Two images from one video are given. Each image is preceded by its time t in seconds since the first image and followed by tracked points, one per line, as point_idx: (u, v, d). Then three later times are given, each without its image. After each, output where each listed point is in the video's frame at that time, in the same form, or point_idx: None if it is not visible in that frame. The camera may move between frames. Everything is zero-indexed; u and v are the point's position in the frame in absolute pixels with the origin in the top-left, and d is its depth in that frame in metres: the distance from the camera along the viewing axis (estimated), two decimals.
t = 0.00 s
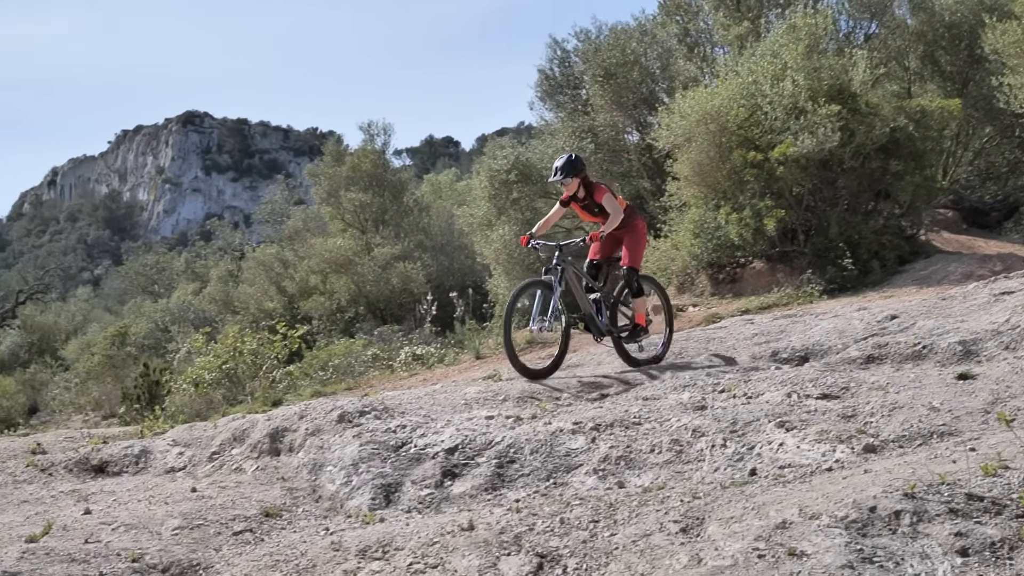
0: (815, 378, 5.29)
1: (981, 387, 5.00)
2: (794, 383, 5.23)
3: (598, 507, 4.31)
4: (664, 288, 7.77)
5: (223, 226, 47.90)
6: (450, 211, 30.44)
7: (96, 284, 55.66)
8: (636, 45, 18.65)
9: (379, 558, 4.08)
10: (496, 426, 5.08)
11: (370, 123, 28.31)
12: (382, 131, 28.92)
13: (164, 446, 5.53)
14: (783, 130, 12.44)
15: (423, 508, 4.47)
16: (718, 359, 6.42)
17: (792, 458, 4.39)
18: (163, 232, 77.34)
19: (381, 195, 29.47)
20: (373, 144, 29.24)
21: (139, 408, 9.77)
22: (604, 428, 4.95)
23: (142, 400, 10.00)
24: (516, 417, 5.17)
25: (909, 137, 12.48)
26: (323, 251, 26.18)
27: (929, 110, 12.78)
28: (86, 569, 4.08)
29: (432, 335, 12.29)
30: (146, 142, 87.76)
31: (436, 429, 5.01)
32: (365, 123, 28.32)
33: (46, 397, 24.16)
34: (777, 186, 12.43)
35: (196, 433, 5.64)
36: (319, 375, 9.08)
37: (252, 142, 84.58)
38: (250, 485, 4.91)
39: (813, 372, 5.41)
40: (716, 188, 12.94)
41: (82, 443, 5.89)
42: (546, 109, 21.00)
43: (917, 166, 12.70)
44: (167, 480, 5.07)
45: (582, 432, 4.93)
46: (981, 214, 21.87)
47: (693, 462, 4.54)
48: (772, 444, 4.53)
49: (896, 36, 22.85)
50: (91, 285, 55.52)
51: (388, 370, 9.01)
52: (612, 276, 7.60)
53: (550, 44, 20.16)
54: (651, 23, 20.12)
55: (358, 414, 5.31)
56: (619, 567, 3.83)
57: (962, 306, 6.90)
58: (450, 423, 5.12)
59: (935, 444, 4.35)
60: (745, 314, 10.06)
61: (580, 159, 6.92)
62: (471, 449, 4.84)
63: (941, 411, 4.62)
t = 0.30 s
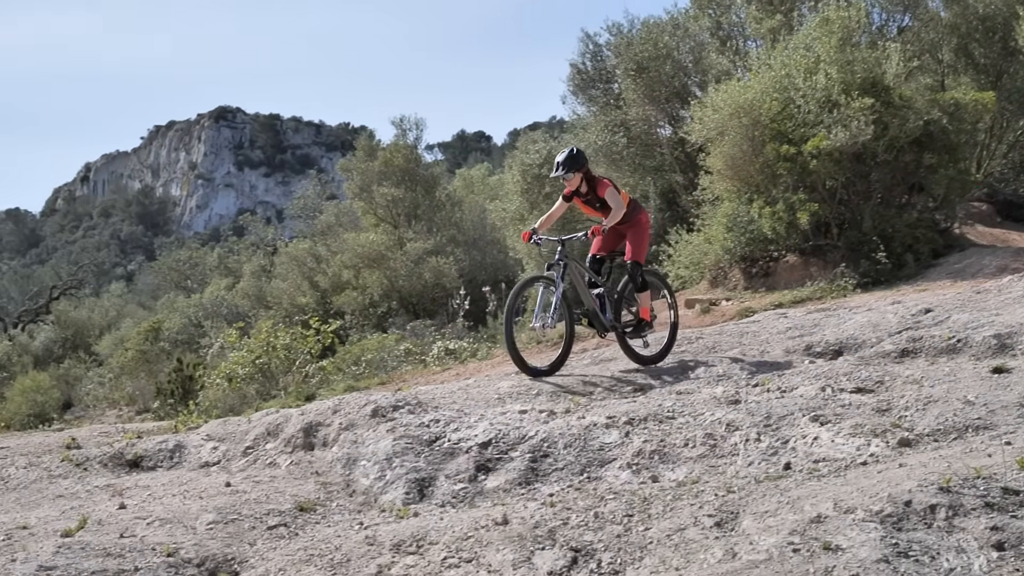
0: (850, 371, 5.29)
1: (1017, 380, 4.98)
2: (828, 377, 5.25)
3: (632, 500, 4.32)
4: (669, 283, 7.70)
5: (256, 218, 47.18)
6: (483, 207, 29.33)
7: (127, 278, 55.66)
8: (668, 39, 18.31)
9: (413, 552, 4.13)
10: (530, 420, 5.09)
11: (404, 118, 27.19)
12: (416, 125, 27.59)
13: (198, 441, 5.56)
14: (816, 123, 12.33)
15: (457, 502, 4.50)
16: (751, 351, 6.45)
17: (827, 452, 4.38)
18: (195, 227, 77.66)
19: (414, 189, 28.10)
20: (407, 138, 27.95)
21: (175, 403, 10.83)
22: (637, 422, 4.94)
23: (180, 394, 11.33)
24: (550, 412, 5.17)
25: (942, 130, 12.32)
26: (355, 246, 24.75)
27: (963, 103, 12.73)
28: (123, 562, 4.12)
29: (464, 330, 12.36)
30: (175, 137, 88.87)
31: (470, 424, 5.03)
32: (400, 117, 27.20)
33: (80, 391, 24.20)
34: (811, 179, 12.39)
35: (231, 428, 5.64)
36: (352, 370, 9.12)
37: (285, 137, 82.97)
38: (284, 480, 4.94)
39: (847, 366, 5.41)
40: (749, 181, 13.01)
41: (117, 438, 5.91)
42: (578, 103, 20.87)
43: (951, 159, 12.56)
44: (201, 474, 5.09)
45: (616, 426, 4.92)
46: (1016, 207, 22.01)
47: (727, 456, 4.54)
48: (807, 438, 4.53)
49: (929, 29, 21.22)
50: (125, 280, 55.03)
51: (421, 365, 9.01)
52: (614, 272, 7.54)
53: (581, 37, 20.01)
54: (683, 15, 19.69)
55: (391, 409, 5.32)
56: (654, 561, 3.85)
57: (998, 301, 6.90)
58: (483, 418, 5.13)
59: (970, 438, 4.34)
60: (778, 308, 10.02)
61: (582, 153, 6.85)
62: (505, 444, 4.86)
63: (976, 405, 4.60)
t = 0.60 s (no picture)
0: (886, 368, 5.28)
1: None
2: (863, 373, 5.24)
3: (667, 497, 4.33)
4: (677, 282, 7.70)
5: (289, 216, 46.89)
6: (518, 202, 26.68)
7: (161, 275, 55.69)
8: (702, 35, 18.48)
9: (448, 549, 4.16)
10: (564, 417, 5.09)
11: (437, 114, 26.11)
12: (448, 122, 26.32)
13: (232, 438, 5.58)
14: (850, 119, 12.36)
15: (491, 499, 4.52)
16: (785, 347, 6.50)
17: (862, 449, 4.37)
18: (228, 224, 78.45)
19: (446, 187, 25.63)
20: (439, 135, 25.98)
21: (208, 401, 11.22)
22: (671, 419, 4.93)
23: (213, 391, 11.56)
24: (584, 408, 5.17)
25: (977, 125, 12.33)
26: (388, 242, 23.52)
27: (997, 99, 12.75)
28: (160, 559, 4.16)
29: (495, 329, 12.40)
30: (210, 135, 90.22)
31: (504, 421, 5.04)
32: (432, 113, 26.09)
33: (114, 389, 24.31)
34: (846, 176, 12.38)
35: (266, 425, 5.65)
36: (386, 368, 9.16)
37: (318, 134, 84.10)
38: (318, 477, 4.96)
39: (882, 362, 5.41)
40: (783, 177, 12.93)
41: (151, 435, 5.90)
42: (611, 99, 20.85)
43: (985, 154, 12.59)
44: (236, 471, 5.11)
45: (650, 423, 4.92)
46: None
47: (762, 453, 4.53)
48: (842, 434, 4.52)
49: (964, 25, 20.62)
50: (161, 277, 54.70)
51: (453, 363, 8.94)
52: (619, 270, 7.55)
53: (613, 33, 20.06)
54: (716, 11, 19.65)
55: (425, 405, 5.35)
56: (689, 558, 3.86)
57: None
58: (517, 415, 5.14)
59: (1006, 434, 4.31)
60: (813, 304, 9.97)
61: (584, 153, 6.88)
62: (539, 441, 4.86)
63: (1013, 401, 4.56)
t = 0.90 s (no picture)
0: (921, 363, 5.27)
1: None
2: (898, 368, 5.23)
3: (702, 493, 4.33)
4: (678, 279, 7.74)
5: (322, 213, 47.05)
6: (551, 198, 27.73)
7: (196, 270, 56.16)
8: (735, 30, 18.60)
9: (483, 545, 4.19)
10: (599, 413, 5.11)
11: (469, 110, 26.60)
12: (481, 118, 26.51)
13: (267, 434, 5.62)
14: (885, 114, 12.24)
15: (526, 495, 4.53)
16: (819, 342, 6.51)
17: (898, 444, 4.35)
18: (262, 220, 78.64)
19: (480, 183, 26.83)
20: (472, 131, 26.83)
21: (243, 397, 11.53)
22: (706, 415, 4.93)
23: (247, 389, 11.89)
24: (618, 404, 5.18)
25: (1013, 119, 12.48)
26: (421, 239, 23.70)
27: None
28: (195, 555, 4.19)
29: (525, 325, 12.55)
30: (243, 133, 91.59)
31: (538, 417, 5.06)
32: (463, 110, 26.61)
33: (149, 385, 24.82)
34: (880, 171, 12.37)
35: (300, 421, 5.69)
36: (421, 362, 9.37)
37: (353, 133, 85.18)
38: (353, 473, 5.00)
39: (917, 357, 5.40)
40: (816, 173, 12.94)
41: (185, 432, 5.97)
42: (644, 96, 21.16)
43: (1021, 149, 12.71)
44: (272, 467, 5.16)
45: (685, 418, 4.92)
46: None
47: (797, 448, 4.53)
48: (877, 430, 4.50)
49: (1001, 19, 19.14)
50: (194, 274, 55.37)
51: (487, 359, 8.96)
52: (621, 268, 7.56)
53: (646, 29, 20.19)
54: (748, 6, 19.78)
55: (459, 402, 5.36)
56: (725, 553, 3.86)
57: None
58: (552, 411, 5.16)
59: None
60: (847, 300, 9.91)
61: (585, 153, 6.86)
62: (574, 437, 4.88)
63: None
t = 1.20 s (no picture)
0: (960, 356, 5.26)
1: None
2: (937, 361, 5.22)
3: (739, 486, 4.34)
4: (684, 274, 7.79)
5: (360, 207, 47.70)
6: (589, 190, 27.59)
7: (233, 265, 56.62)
8: (771, 22, 18.34)
9: (520, 539, 4.22)
10: (636, 407, 5.13)
11: (504, 104, 26.88)
12: (517, 112, 26.77)
13: (304, 428, 5.68)
14: (921, 106, 12.25)
15: (563, 488, 4.55)
16: (857, 336, 6.47)
17: (936, 437, 4.33)
18: (296, 216, 78.88)
19: (515, 176, 27.37)
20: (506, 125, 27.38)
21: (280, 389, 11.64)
22: (744, 408, 4.93)
23: (284, 380, 11.96)
24: (655, 398, 5.20)
25: None
26: (458, 233, 23.94)
27: None
28: (234, 548, 4.22)
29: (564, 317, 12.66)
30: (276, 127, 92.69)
31: (575, 410, 5.09)
32: (499, 104, 26.86)
33: (187, 379, 25.25)
34: (917, 163, 12.35)
35: (336, 415, 5.75)
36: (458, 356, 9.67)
37: (387, 125, 83.90)
38: (390, 467, 5.07)
39: (955, 351, 5.38)
40: (854, 166, 12.94)
41: (222, 426, 6.04)
42: (679, 88, 20.83)
43: None
44: (309, 461, 5.23)
45: (722, 411, 4.92)
46: None
47: (835, 441, 4.53)
48: (915, 423, 4.48)
49: None
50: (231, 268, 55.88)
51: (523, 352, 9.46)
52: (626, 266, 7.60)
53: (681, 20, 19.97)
54: None
55: (496, 396, 5.38)
56: (763, 547, 3.87)
57: None
58: (588, 405, 5.18)
59: None
60: (884, 293, 9.73)
61: (589, 153, 6.90)
62: (611, 430, 4.90)
63: None
